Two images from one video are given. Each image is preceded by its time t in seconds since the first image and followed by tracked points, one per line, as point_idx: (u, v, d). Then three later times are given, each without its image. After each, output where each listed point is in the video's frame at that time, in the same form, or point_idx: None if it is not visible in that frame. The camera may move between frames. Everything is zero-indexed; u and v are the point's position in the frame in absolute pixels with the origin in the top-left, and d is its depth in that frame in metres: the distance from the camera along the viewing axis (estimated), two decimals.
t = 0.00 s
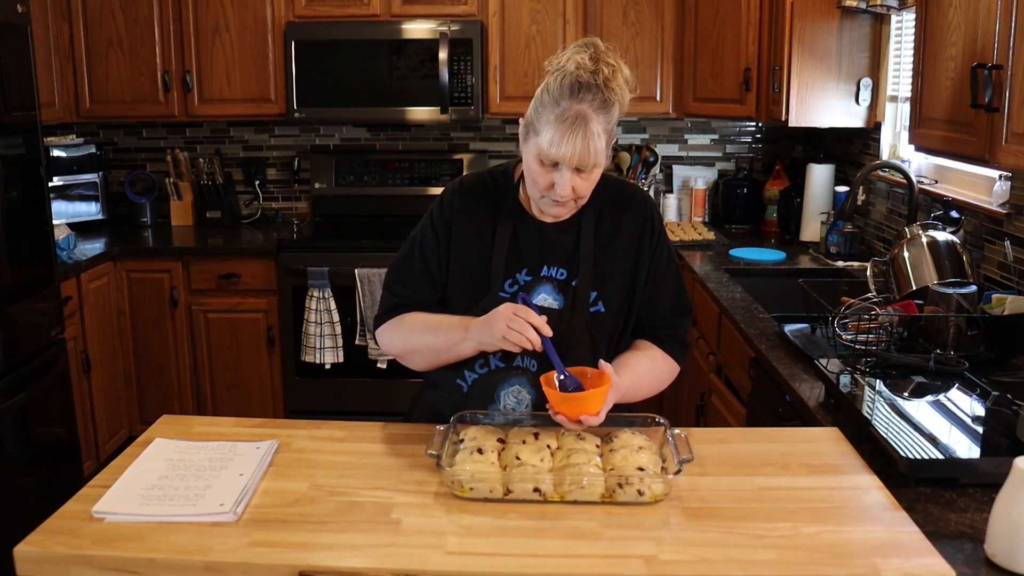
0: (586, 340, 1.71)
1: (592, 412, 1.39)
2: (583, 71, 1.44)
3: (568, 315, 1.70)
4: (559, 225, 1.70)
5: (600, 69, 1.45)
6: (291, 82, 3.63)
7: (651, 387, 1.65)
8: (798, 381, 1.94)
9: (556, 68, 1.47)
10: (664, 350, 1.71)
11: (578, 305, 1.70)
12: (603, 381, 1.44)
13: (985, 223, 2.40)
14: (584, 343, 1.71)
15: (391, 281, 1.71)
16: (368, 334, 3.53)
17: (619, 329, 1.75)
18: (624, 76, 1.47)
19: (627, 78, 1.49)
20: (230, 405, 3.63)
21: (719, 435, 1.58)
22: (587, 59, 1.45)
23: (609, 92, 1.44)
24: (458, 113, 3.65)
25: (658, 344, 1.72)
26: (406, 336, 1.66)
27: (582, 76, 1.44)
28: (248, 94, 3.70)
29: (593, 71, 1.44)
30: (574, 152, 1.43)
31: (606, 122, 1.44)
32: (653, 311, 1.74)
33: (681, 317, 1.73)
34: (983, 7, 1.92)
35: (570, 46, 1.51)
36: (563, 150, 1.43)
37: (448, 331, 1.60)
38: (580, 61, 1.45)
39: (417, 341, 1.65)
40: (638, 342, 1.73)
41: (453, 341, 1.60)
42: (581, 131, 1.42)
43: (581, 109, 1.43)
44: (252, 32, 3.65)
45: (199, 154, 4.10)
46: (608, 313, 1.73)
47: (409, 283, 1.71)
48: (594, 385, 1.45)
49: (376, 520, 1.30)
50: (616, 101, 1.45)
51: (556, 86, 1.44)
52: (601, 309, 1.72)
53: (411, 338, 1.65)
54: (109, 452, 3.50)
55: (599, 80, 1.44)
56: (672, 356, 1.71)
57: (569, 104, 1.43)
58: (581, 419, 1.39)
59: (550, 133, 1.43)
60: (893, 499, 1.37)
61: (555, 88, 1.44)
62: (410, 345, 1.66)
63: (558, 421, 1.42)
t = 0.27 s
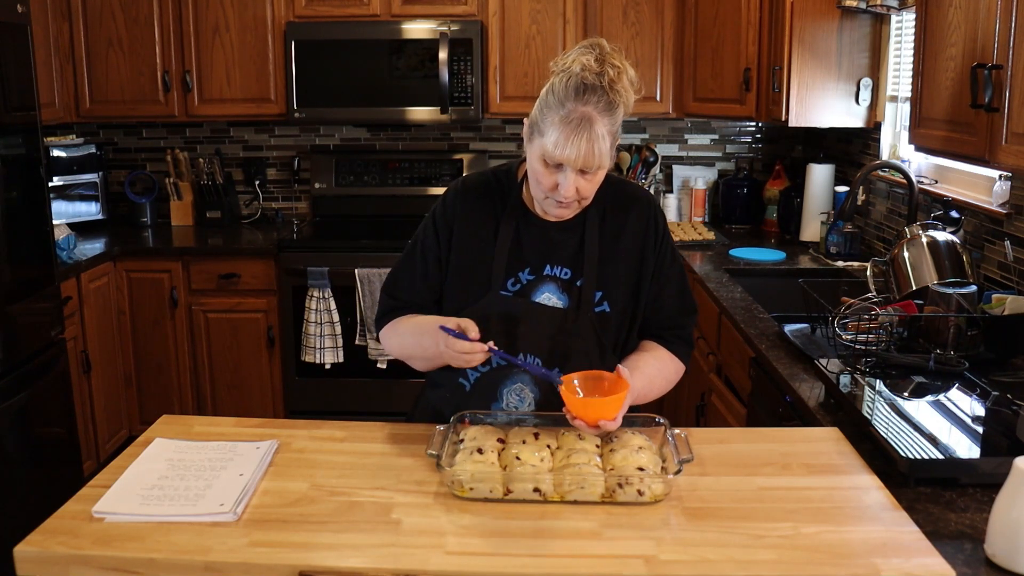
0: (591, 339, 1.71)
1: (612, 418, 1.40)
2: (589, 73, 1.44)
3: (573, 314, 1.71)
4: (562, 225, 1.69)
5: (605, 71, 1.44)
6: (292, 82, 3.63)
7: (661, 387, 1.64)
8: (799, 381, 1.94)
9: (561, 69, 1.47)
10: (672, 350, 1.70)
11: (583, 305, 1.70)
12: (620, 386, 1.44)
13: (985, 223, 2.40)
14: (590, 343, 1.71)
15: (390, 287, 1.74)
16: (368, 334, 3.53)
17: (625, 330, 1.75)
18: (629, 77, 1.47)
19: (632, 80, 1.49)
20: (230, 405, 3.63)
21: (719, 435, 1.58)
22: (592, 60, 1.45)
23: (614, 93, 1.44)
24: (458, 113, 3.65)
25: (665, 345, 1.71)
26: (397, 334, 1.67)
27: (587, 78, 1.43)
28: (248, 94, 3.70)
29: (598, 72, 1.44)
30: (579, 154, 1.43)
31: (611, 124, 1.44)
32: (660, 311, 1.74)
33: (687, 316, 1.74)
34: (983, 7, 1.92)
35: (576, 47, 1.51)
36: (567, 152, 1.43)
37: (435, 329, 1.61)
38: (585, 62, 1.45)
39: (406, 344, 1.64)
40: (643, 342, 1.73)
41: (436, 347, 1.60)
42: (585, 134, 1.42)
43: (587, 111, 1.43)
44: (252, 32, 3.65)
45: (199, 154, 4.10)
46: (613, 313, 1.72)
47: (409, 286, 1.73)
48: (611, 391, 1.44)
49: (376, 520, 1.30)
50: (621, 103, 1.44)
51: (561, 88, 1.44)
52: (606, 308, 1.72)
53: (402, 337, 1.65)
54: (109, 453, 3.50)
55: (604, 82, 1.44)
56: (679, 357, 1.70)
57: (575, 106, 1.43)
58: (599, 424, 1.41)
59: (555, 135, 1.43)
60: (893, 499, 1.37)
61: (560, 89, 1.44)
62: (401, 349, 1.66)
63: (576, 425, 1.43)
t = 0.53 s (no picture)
0: (594, 339, 1.71)
1: (637, 416, 1.39)
2: (592, 74, 1.43)
3: (576, 313, 1.71)
4: (564, 223, 1.69)
5: (608, 72, 1.44)
6: (292, 82, 3.63)
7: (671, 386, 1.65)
8: (798, 381, 1.94)
9: (564, 69, 1.46)
10: (678, 349, 1.71)
11: (586, 304, 1.70)
12: (643, 385, 1.42)
13: (985, 223, 2.40)
14: (594, 341, 1.71)
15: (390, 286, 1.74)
16: (368, 334, 3.53)
17: (629, 331, 1.75)
18: (632, 79, 1.47)
19: (634, 81, 1.48)
20: (230, 405, 3.63)
21: (719, 435, 1.58)
22: (595, 61, 1.45)
23: (617, 95, 1.44)
24: (458, 113, 3.64)
25: (672, 343, 1.72)
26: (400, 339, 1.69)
27: (590, 79, 1.43)
28: (248, 94, 3.70)
29: (601, 74, 1.44)
30: (582, 155, 1.43)
31: (614, 125, 1.44)
32: (664, 311, 1.74)
33: (691, 316, 1.73)
34: (983, 8, 1.92)
35: (578, 47, 1.50)
36: (570, 153, 1.43)
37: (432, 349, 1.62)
38: (588, 63, 1.44)
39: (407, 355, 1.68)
40: (651, 343, 1.73)
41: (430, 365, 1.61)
42: (588, 135, 1.42)
43: (589, 112, 1.43)
44: (252, 32, 3.65)
45: (199, 154, 4.10)
46: (616, 313, 1.73)
47: (409, 286, 1.73)
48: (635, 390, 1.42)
49: (376, 520, 1.30)
50: (623, 104, 1.44)
51: (564, 89, 1.44)
52: (609, 308, 1.73)
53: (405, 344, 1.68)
54: (109, 453, 3.50)
55: (607, 83, 1.43)
56: (685, 355, 1.71)
57: (577, 107, 1.43)
58: (624, 423, 1.39)
59: (558, 135, 1.43)
60: (893, 499, 1.37)
61: (563, 90, 1.44)
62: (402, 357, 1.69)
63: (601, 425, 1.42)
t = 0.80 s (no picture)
0: (601, 336, 1.70)
1: (642, 409, 1.40)
2: (598, 69, 1.43)
3: (582, 310, 1.70)
4: (568, 221, 1.70)
5: (614, 67, 1.44)
6: (292, 82, 3.63)
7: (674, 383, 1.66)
8: (798, 381, 1.94)
9: (570, 66, 1.46)
10: (681, 346, 1.71)
11: (592, 302, 1.70)
12: (649, 379, 1.42)
13: (985, 223, 2.40)
14: (600, 338, 1.70)
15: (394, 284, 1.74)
16: (368, 334, 3.52)
17: (635, 329, 1.75)
18: (638, 74, 1.47)
19: (639, 79, 1.47)
20: (230, 405, 3.63)
21: (719, 435, 1.58)
22: (601, 57, 1.45)
23: (623, 90, 1.44)
24: (458, 113, 3.64)
25: (675, 343, 1.72)
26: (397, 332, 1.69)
27: (596, 74, 1.43)
28: (249, 94, 3.70)
29: (608, 70, 1.43)
30: (588, 150, 1.43)
31: (620, 120, 1.45)
32: (669, 310, 1.74)
33: (696, 315, 1.74)
34: (983, 8, 1.92)
35: (584, 44, 1.50)
36: (576, 147, 1.43)
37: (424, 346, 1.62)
38: (594, 59, 1.44)
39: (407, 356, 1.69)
40: (656, 342, 1.73)
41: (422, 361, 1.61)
42: (594, 129, 1.43)
43: (595, 107, 1.43)
44: (252, 32, 3.65)
45: (199, 154, 4.10)
46: (622, 311, 1.73)
47: (411, 284, 1.74)
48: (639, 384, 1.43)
49: (375, 521, 1.30)
50: (629, 99, 1.44)
51: (570, 84, 1.44)
52: (615, 306, 1.72)
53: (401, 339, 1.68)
54: (109, 453, 3.50)
55: (613, 79, 1.43)
56: (689, 353, 1.71)
57: (584, 102, 1.43)
58: (629, 416, 1.40)
59: (564, 130, 1.43)
60: (893, 499, 1.37)
61: (569, 86, 1.44)
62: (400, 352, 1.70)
63: (606, 419, 1.43)
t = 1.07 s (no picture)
0: (609, 335, 1.71)
1: (643, 404, 1.39)
2: (601, 64, 1.45)
3: (590, 309, 1.71)
4: (575, 220, 1.70)
5: (617, 62, 1.45)
6: (292, 82, 3.63)
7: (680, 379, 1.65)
8: (799, 381, 1.94)
9: (573, 62, 1.48)
10: (687, 343, 1.71)
11: (600, 300, 1.71)
12: (650, 374, 1.42)
13: (985, 223, 2.40)
14: (607, 336, 1.71)
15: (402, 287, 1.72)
16: (368, 334, 3.52)
17: (642, 326, 1.75)
18: (641, 71, 1.48)
19: (643, 74, 1.49)
20: (230, 405, 3.63)
21: (719, 435, 1.58)
22: (604, 53, 1.46)
23: (626, 83, 1.44)
24: (458, 113, 3.65)
25: (682, 339, 1.72)
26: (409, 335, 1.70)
27: (599, 68, 1.44)
28: (249, 94, 3.70)
29: (611, 64, 1.45)
30: (592, 142, 1.43)
31: (624, 113, 1.44)
32: (675, 308, 1.73)
33: (703, 312, 1.74)
34: (983, 7, 1.92)
35: (588, 43, 1.52)
36: (580, 140, 1.43)
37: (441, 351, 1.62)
38: (598, 54, 1.46)
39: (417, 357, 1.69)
40: (663, 338, 1.73)
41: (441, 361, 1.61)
42: (598, 121, 1.42)
43: (599, 100, 1.43)
44: (252, 32, 3.65)
45: (199, 154, 4.10)
46: (630, 307, 1.73)
47: (422, 285, 1.73)
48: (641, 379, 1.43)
49: (375, 521, 1.30)
50: (633, 93, 1.45)
51: (574, 78, 1.45)
52: (622, 303, 1.73)
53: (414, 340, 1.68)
54: (109, 453, 3.50)
55: (616, 73, 1.44)
56: (696, 351, 1.71)
57: (587, 95, 1.43)
58: (631, 411, 1.40)
59: (568, 122, 1.43)
60: (893, 499, 1.37)
61: (573, 80, 1.45)
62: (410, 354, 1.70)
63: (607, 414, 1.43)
